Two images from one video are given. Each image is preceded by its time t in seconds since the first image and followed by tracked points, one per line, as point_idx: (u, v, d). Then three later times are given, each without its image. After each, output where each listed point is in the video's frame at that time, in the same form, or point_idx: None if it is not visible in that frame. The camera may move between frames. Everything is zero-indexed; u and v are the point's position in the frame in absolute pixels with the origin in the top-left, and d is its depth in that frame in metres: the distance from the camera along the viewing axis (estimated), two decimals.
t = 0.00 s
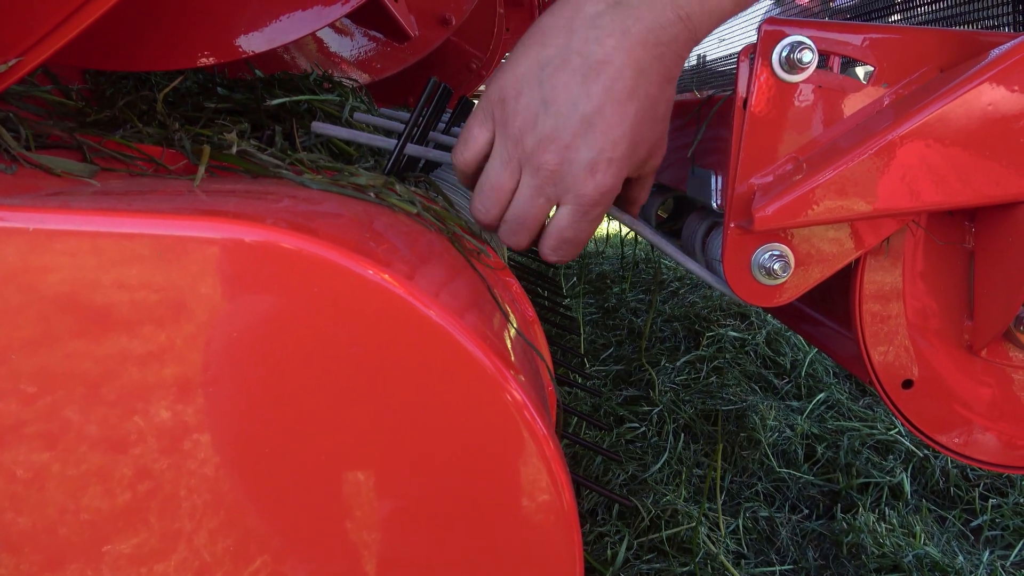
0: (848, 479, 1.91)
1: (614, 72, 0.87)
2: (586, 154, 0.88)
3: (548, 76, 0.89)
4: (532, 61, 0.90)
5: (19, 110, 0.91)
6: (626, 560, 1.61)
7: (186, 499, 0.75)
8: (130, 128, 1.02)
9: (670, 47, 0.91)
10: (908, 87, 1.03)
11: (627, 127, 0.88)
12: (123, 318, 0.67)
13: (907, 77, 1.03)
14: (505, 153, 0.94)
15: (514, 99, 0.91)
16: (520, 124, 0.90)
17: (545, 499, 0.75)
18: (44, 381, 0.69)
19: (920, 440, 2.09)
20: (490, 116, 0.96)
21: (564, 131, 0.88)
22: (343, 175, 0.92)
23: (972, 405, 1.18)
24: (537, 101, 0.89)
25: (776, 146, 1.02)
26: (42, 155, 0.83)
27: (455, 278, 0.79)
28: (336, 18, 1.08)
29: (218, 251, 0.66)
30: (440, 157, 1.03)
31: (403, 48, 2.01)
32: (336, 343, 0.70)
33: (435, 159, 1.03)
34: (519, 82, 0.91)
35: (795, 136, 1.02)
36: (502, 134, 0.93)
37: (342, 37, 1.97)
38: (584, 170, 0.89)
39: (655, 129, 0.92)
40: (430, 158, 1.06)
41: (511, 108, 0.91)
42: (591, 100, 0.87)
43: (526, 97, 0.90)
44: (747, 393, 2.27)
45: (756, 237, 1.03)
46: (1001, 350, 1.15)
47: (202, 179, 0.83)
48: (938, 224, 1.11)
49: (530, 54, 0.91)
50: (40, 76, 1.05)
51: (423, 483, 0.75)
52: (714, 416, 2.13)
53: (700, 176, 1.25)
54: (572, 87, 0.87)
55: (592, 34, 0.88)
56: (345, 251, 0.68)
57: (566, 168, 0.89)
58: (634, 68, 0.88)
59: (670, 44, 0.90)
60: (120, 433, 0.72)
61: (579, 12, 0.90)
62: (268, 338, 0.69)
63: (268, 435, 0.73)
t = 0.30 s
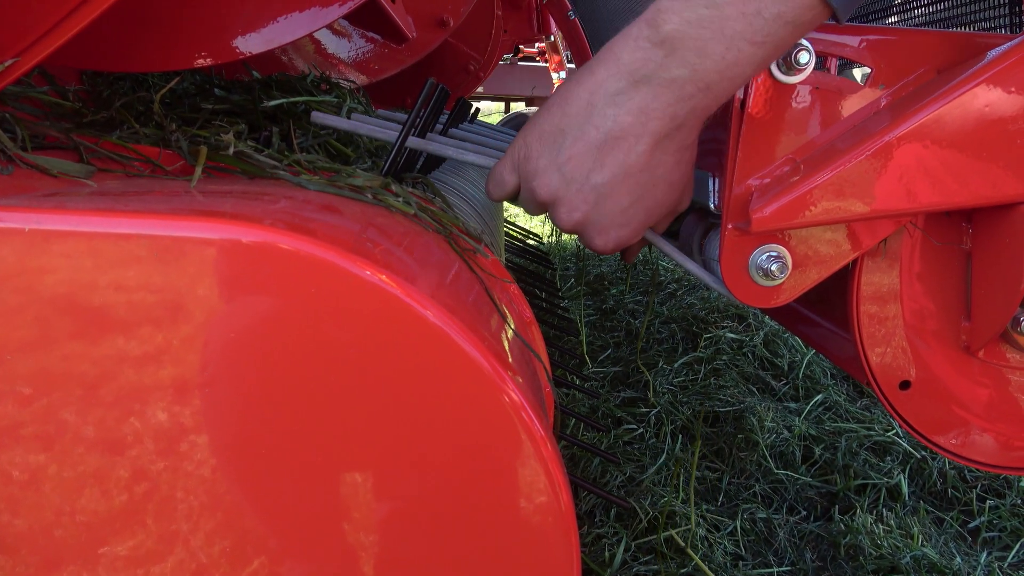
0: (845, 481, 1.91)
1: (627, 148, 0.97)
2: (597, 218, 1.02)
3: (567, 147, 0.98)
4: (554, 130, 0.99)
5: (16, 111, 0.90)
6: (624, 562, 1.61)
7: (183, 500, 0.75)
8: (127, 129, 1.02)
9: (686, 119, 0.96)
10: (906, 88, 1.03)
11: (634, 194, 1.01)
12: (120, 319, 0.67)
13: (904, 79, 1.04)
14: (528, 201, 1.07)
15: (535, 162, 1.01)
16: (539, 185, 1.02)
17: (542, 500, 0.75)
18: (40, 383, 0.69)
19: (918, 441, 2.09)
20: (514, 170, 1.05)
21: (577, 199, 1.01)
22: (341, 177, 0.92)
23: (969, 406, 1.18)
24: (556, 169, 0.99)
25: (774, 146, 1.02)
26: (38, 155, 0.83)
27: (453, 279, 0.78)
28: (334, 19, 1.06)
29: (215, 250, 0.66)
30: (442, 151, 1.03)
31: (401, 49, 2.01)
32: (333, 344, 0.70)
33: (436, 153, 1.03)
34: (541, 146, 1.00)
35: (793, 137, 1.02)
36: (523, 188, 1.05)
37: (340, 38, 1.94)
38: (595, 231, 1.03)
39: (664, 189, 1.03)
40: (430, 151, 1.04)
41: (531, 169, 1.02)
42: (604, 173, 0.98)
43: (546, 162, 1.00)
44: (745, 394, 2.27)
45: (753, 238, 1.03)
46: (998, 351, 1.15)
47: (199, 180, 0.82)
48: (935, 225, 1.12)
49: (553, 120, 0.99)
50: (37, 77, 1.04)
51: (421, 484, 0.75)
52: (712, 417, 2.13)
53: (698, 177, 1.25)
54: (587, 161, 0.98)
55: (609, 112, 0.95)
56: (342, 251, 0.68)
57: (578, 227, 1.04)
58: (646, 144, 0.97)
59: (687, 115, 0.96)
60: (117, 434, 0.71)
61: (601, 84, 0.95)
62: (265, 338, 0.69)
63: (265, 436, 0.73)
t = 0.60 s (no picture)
0: (844, 482, 1.91)
1: (618, 153, 0.97)
2: (591, 223, 1.01)
3: (559, 153, 0.98)
4: (545, 137, 0.99)
5: (13, 111, 0.90)
6: (622, 563, 1.60)
7: (181, 501, 0.74)
8: (125, 129, 1.02)
9: (677, 123, 0.96)
10: (904, 88, 1.04)
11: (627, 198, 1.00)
12: (119, 320, 0.67)
13: (903, 80, 1.04)
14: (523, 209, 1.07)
15: (528, 168, 1.01)
16: (532, 192, 1.02)
17: (541, 501, 0.75)
18: (39, 384, 0.69)
19: (916, 443, 2.09)
20: (508, 178, 1.05)
21: (571, 204, 1.01)
22: (339, 176, 0.92)
23: (967, 407, 1.18)
24: (548, 176, 1.00)
25: (772, 147, 1.02)
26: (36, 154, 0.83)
27: (452, 280, 0.78)
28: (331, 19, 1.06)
29: (213, 248, 0.66)
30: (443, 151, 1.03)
31: (399, 51, 2.02)
32: (331, 344, 0.70)
33: (438, 151, 1.03)
34: (533, 153, 1.00)
35: (791, 137, 1.02)
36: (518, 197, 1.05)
37: (338, 39, 1.92)
38: (589, 236, 1.03)
39: (658, 193, 1.02)
40: (431, 149, 1.05)
41: (525, 176, 1.02)
42: (595, 178, 0.98)
43: (538, 169, 1.00)
44: (743, 396, 2.27)
45: (752, 239, 1.03)
46: (996, 353, 1.15)
47: (197, 180, 0.82)
48: (933, 226, 1.12)
49: (545, 126, 0.99)
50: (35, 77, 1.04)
51: (420, 485, 0.75)
52: (710, 419, 2.13)
53: (696, 178, 1.25)
54: (579, 166, 0.98)
55: (601, 117, 0.96)
56: (341, 251, 0.68)
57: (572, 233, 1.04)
58: (637, 149, 0.97)
59: (679, 120, 0.96)
60: (116, 435, 0.71)
61: (591, 90, 0.96)
62: (263, 337, 0.69)
63: (264, 437, 0.73)
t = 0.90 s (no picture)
0: (839, 485, 1.91)
1: (618, 165, 0.97)
2: (586, 229, 1.02)
3: (558, 160, 0.99)
4: (545, 143, 0.99)
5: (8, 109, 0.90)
6: (617, 566, 1.60)
7: (176, 502, 0.74)
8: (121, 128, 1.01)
9: (680, 136, 0.96)
10: (901, 91, 1.04)
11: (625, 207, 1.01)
12: (114, 321, 0.67)
13: (899, 82, 1.04)
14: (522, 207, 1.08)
15: (528, 170, 1.02)
16: (531, 193, 1.03)
17: (537, 503, 0.75)
18: (33, 385, 0.69)
19: (911, 447, 2.10)
20: (508, 175, 1.06)
21: (568, 209, 1.01)
22: (336, 176, 0.91)
23: (962, 410, 1.18)
24: (547, 180, 1.00)
25: (769, 150, 1.02)
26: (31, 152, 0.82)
27: (449, 281, 0.78)
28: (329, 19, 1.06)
29: (208, 245, 0.65)
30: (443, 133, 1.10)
31: (396, 53, 2.01)
32: (327, 345, 0.69)
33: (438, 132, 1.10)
34: (533, 155, 1.01)
35: (788, 141, 1.02)
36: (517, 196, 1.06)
37: (335, 41, 1.93)
38: (585, 240, 1.04)
39: (656, 201, 1.03)
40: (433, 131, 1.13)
41: (524, 176, 1.03)
42: (593, 187, 0.99)
43: (537, 172, 1.01)
44: (739, 399, 2.27)
45: (748, 241, 1.03)
46: (992, 356, 1.15)
47: (193, 179, 0.81)
48: (929, 228, 1.12)
49: (545, 132, 0.99)
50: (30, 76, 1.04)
51: (416, 486, 0.74)
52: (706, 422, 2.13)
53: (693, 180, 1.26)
54: (577, 174, 0.98)
55: (602, 127, 0.95)
56: (339, 250, 0.67)
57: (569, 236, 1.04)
58: (638, 161, 0.97)
59: (681, 132, 0.95)
60: (110, 436, 0.71)
61: (594, 100, 0.95)
62: (260, 336, 0.69)
63: (259, 438, 0.72)
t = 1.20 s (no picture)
0: (839, 490, 1.91)
1: (618, 163, 0.96)
2: (587, 229, 1.02)
3: (559, 158, 0.98)
4: (546, 142, 0.98)
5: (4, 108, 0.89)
6: (617, 572, 1.59)
7: (173, 507, 0.73)
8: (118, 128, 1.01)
9: (681, 134, 0.95)
10: (902, 93, 1.04)
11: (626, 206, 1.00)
12: (111, 325, 0.66)
13: (900, 84, 1.04)
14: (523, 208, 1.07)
15: (528, 169, 1.01)
16: (531, 192, 1.02)
17: (536, 508, 0.74)
18: (29, 389, 0.68)
19: (910, 451, 2.09)
20: (509, 175, 1.05)
21: (569, 209, 1.01)
22: (334, 177, 0.91)
23: (964, 414, 1.18)
24: (547, 179, 1.00)
25: (770, 151, 1.02)
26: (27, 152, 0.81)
27: (449, 282, 0.77)
28: (326, 21, 1.05)
29: (205, 244, 0.65)
30: (444, 133, 1.11)
31: (395, 56, 2.01)
32: (325, 347, 0.68)
33: (439, 133, 1.11)
34: (533, 155, 1.00)
35: (788, 142, 1.02)
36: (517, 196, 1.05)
37: (334, 43, 1.92)
38: (586, 240, 1.03)
39: (657, 201, 1.02)
40: (432, 133, 1.14)
41: (525, 176, 1.02)
42: (594, 186, 0.98)
43: (538, 171, 1.00)
44: (738, 403, 2.27)
45: (750, 243, 1.03)
46: (993, 359, 1.15)
47: (190, 179, 0.81)
48: (930, 231, 1.12)
49: (546, 130, 0.99)
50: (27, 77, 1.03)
51: (415, 491, 0.73)
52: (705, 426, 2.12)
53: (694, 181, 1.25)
54: (578, 173, 0.98)
55: (603, 125, 0.95)
56: (338, 249, 0.67)
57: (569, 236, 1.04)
58: (639, 160, 0.96)
59: (683, 130, 0.95)
60: (106, 440, 0.70)
61: (595, 98, 0.94)
62: (258, 338, 0.68)
63: (256, 442, 0.72)
